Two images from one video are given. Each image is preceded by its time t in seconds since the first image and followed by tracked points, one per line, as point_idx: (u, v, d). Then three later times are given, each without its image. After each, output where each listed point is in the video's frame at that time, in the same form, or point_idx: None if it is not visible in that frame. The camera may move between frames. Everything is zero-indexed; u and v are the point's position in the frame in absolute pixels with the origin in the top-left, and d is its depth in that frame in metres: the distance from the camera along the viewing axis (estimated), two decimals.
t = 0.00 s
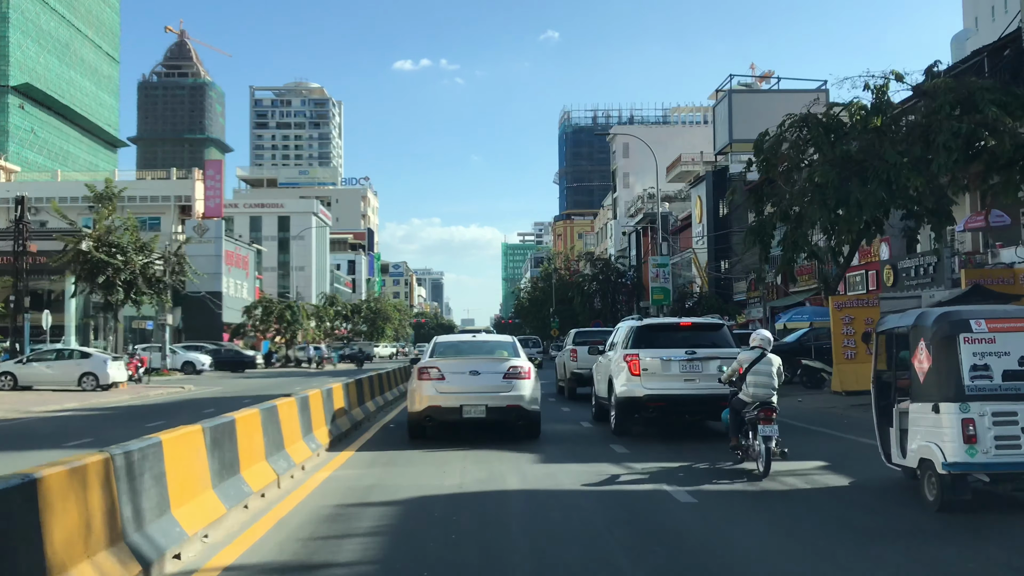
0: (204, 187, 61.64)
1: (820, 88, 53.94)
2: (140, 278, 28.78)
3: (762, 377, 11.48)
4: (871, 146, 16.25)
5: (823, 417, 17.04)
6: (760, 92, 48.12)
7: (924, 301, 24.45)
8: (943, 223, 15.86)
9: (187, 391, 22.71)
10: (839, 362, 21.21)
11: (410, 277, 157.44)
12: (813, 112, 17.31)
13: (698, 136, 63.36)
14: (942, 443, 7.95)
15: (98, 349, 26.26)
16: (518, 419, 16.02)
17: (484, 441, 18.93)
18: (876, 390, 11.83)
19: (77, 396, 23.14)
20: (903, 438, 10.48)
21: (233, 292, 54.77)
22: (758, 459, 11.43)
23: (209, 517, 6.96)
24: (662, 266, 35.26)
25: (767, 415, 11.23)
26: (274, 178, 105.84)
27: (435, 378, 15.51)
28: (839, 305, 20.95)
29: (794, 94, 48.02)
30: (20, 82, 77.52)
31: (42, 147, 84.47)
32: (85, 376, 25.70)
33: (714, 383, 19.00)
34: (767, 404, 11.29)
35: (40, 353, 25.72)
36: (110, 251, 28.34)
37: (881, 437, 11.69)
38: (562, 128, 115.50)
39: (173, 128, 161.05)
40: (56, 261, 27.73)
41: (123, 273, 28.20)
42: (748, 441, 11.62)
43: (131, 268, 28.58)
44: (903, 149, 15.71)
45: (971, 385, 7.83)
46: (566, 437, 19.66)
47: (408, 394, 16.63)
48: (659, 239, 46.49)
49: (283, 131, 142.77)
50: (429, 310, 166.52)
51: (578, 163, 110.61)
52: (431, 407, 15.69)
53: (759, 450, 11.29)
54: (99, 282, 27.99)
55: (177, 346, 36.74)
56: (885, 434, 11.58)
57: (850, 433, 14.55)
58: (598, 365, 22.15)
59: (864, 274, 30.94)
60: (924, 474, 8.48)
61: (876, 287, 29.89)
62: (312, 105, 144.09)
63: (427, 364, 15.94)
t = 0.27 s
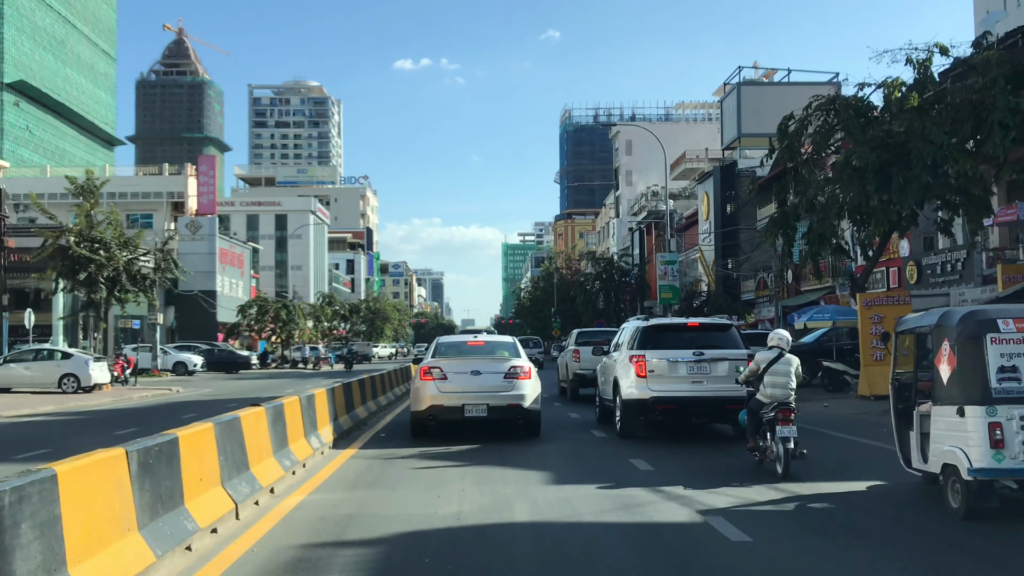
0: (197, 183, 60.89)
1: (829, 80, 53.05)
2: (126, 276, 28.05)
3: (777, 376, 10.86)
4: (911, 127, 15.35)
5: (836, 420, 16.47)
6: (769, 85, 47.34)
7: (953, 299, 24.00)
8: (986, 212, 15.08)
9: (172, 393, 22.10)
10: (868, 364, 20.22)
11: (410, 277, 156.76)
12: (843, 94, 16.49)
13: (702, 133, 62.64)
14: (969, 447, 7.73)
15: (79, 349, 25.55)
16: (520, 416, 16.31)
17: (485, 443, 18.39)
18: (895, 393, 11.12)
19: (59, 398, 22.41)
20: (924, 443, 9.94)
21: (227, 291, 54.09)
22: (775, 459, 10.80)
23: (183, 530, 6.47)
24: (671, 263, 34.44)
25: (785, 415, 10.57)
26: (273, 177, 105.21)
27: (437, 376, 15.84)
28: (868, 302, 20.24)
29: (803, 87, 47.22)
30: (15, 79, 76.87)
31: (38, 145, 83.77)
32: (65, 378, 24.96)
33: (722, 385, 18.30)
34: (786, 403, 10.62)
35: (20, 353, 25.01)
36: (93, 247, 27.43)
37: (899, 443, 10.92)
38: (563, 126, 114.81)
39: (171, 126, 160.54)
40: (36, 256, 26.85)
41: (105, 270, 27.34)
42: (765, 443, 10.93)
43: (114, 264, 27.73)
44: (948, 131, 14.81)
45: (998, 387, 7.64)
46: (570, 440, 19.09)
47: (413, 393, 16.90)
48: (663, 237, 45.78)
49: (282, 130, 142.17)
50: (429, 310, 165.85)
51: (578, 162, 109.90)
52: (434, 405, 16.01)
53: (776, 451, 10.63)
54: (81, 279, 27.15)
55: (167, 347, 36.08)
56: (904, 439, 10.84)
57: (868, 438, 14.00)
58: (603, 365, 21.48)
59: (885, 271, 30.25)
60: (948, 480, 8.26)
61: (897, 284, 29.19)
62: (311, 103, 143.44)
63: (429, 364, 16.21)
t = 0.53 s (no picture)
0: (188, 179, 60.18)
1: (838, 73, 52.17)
2: (110, 271, 27.25)
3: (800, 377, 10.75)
4: (960, 104, 13.47)
5: (849, 424, 15.79)
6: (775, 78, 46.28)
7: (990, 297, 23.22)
8: None
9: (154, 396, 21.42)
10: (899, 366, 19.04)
11: (409, 277, 156.00)
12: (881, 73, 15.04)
13: (706, 130, 61.84)
14: (998, 452, 7.28)
15: (56, 350, 24.82)
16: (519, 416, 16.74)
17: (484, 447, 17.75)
18: (915, 395, 10.44)
19: (37, 402, 21.74)
20: (946, 448, 9.44)
21: (220, 290, 53.39)
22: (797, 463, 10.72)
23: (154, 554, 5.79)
24: (679, 260, 33.71)
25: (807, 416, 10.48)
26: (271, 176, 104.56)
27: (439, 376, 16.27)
28: (902, 299, 19.50)
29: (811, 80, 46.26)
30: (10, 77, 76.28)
31: (34, 143, 83.12)
32: (41, 381, 24.22)
33: (730, 388, 17.54)
34: (808, 407, 10.58)
35: None
36: (73, 242, 26.52)
37: (919, 446, 10.32)
38: (563, 125, 113.98)
39: (170, 126, 160.01)
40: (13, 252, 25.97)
41: (85, 266, 26.42)
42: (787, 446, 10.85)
43: (95, 260, 26.85)
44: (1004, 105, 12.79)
45: None
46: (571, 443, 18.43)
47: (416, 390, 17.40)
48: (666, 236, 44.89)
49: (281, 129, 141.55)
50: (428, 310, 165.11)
51: (579, 161, 109.07)
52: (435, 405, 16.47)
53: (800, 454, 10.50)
54: (59, 276, 26.24)
55: (155, 347, 35.43)
56: (923, 441, 10.22)
57: (885, 443, 13.35)
58: (608, 366, 20.76)
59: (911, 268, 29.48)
60: (975, 488, 7.80)
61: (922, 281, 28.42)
62: (310, 103, 142.77)
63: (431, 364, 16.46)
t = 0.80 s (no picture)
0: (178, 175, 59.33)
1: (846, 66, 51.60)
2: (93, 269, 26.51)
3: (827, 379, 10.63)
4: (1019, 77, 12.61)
5: (864, 428, 15.11)
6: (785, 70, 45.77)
7: None
8: None
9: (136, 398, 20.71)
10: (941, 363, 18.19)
11: (408, 277, 155.34)
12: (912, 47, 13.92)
13: (707, 127, 61.24)
14: None
15: (32, 352, 24.07)
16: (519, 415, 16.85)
17: (481, 452, 17.08)
18: (932, 396, 9.60)
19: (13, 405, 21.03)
20: (969, 451, 8.53)
21: (213, 289, 52.70)
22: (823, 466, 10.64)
23: None
24: (688, 257, 33.02)
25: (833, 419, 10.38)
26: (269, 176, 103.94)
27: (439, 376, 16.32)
28: (938, 294, 18.98)
29: (822, 73, 45.76)
30: (4, 75, 75.60)
31: (29, 142, 82.46)
32: (14, 384, 23.49)
33: (740, 389, 16.84)
34: (832, 410, 10.43)
35: None
36: (50, 237, 25.49)
37: (937, 449, 9.53)
38: (562, 125, 113.28)
39: (168, 126, 159.53)
40: None
41: (64, 263, 25.34)
42: (812, 449, 10.77)
43: (74, 256, 25.79)
44: None
45: None
46: (573, 447, 17.76)
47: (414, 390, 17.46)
48: (669, 233, 44.16)
49: (279, 129, 140.99)
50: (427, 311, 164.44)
51: (579, 161, 108.45)
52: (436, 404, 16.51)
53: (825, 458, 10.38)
54: (36, 273, 25.13)
55: (143, 347, 34.72)
56: (942, 444, 9.43)
57: (899, 450, 12.65)
58: (613, 367, 20.10)
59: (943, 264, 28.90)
60: (999, 494, 7.20)
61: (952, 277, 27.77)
62: (309, 102, 142.29)
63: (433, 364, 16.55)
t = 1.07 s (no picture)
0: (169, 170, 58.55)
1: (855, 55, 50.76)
2: (75, 267, 25.71)
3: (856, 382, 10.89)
4: None
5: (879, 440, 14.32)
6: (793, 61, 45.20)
7: None
8: None
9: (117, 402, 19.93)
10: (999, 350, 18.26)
11: (406, 277, 154.59)
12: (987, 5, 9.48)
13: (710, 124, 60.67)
14: None
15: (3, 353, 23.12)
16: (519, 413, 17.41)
17: (481, 460, 16.39)
18: (955, 399, 8.75)
19: None
20: (999, 460, 7.72)
21: (206, 288, 51.95)
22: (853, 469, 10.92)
23: None
24: (699, 252, 32.27)
25: (862, 421, 10.60)
26: (266, 175, 103.19)
27: (440, 377, 16.91)
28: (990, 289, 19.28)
29: (830, 64, 45.19)
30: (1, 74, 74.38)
31: (24, 140, 81.59)
32: None
33: (752, 391, 16.12)
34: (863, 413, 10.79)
35: None
36: (24, 230, 24.28)
37: (962, 457, 8.71)
38: (562, 123, 112.47)
39: (166, 126, 158.68)
40: None
41: (37, 257, 24.16)
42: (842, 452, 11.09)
43: (49, 250, 24.63)
44: None
45: None
46: (578, 455, 17.07)
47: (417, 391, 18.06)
48: (672, 230, 43.30)
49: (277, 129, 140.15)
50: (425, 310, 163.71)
51: (578, 160, 107.74)
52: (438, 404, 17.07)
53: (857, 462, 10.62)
54: (7, 268, 23.88)
55: (130, 348, 33.96)
56: (967, 451, 8.61)
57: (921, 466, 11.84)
58: (619, 368, 19.40)
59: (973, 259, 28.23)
60: None
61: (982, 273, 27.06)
62: (307, 101, 141.54)
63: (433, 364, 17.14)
